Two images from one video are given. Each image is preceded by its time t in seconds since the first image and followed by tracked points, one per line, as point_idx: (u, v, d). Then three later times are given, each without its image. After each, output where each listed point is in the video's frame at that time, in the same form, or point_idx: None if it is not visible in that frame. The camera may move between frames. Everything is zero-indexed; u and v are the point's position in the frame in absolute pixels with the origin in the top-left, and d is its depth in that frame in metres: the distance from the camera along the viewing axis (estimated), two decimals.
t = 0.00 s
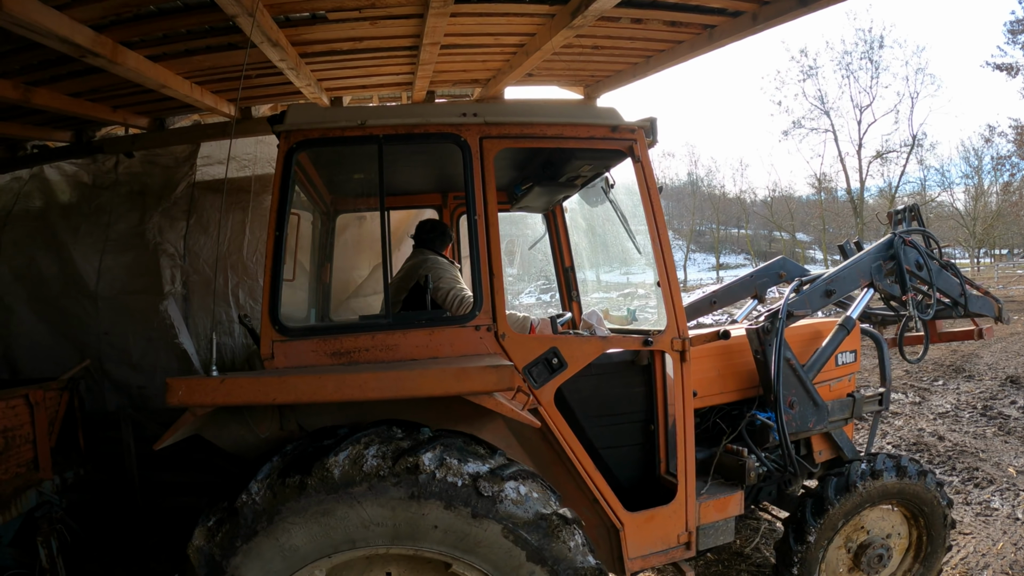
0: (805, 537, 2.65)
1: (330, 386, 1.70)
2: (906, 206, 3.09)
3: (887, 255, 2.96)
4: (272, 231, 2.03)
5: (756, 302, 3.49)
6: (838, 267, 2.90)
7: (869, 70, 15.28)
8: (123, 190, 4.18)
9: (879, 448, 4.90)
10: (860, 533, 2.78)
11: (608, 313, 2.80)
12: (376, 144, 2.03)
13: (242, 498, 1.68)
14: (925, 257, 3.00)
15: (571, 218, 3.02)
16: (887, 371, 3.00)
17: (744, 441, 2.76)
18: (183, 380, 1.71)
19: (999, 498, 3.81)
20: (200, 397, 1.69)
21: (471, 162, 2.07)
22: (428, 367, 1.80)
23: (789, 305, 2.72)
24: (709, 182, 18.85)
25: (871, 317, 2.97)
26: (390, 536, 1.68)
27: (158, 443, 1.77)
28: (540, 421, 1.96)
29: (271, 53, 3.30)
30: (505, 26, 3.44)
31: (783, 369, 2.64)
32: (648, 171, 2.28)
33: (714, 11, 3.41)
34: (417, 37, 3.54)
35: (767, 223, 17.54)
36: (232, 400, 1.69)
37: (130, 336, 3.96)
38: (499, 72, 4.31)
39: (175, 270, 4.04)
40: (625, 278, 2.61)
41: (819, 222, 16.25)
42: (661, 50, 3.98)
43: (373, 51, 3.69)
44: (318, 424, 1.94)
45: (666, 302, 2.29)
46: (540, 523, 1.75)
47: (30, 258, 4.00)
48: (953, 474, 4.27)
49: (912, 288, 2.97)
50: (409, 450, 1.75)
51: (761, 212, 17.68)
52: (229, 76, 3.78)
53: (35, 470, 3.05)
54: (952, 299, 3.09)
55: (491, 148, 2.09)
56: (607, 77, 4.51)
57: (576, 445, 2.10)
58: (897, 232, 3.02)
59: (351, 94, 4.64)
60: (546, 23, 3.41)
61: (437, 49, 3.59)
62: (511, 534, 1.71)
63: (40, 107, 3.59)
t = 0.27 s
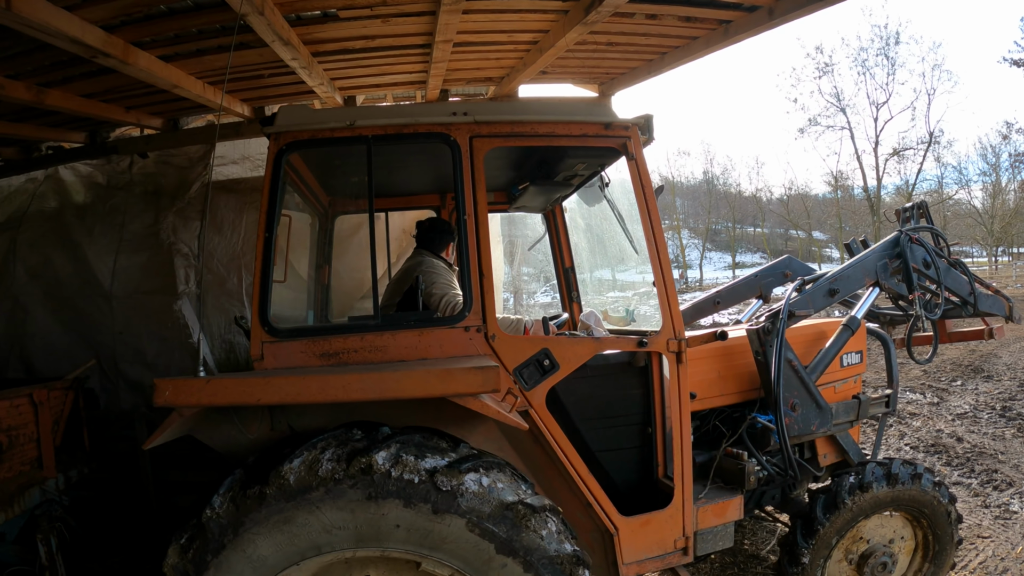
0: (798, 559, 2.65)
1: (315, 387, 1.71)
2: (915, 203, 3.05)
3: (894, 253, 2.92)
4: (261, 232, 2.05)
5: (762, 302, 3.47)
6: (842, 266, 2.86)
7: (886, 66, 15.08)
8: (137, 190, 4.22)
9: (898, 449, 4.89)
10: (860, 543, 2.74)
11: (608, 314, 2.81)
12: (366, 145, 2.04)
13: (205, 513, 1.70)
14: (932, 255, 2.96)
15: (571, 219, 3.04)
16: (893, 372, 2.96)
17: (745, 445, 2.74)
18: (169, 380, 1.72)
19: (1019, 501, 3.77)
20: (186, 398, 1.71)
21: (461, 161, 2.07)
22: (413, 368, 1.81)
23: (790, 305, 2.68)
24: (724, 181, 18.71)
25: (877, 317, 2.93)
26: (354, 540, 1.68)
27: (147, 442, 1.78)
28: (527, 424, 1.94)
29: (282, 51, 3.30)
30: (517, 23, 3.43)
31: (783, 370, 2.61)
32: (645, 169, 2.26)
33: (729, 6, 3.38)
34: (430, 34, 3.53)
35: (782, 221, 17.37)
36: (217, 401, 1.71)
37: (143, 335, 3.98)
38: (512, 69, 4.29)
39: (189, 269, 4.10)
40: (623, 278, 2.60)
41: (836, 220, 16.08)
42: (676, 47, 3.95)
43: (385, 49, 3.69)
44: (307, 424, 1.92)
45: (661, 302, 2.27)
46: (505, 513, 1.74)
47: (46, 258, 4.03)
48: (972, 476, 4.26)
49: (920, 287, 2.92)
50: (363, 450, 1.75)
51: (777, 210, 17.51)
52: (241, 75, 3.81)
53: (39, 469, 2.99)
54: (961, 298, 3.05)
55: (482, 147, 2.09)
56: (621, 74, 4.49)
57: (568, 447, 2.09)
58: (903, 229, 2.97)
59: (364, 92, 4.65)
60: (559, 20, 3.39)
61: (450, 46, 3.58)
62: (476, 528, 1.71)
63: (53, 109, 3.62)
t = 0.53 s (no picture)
0: None
1: (303, 387, 1.74)
2: (924, 201, 3.02)
3: (901, 251, 2.88)
4: (255, 235, 2.09)
5: (768, 302, 3.43)
6: (847, 265, 2.83)
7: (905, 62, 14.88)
8: (153, 190, 4.25)
9: (916, 450, 4.85)
10: (859, 555, 2.71)
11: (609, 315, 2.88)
12: (358, 147, 2.07)
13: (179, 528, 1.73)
14: (940, 254, 2.91)
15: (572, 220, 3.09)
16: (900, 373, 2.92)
17: (745, 448, 2.74)
18: (162, 381, 1.78)
19: None
20: (178, 398, 1.76)
21: (453, 162, 2.08)
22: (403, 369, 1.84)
23: (792, 306, 2.66)
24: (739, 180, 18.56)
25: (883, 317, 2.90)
26: (324, 542, 1.71)
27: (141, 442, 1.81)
28: (519, 425, 1.95)
29: (296, 51, 3.32)
30: (532, 20, 3.42)
31: (785, 371, 2.58)
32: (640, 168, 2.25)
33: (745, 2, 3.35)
34: (445, 33, 3.54)
35: (800, 220, 17.17)
36: (209, 401, 1.76)
37: (159, 334, 4.03)
38: (528, 68, 4.29)
39: (205, 269, 4.09)
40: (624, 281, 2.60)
41: (853, 219, 15.90)
42: (692, 44, 3.92)
43: (399, 48, 3.71)
44: (300, 424, 1.95)
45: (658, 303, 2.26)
46: (471, 503, 1.74)
47: (62, 258, 4.09)
48: (991, 479, 4.22)
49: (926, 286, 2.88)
50: (323, 451, 1.78)
51: (793, 209, 17.35)
52: (256, 76, 3.84)
53: (46, 467, 2.98)
54: (970, 297, 3.01)
55: (474, 148, 2.10)
56: (637, 73, 4.47)
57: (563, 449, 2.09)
58: (910, 228, 2.92)
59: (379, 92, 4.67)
60: (574, 17, 3.38)
61: (465, 45, 3.58)
62: (442, 520, 1.71)
63: (69, 110, 3.67)
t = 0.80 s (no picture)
0: None
1: (294, 390, 1.75)
2: (932, 200, 2.99)
3: (907, 250, 2.85)
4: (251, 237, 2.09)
5: (773, 302, 3.40)
6: (851, 265, 2.80)
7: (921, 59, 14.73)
8: (168, 190, 4.31)
9: (932, 452, 4.80)
10: (860, 564, 2.67)
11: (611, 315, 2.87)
12: (353, 148, 2.07)
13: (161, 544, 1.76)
14: (948, 253, 2.88)
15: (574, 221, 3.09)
16: (907, 375, 2.89)
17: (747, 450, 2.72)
18: (156, 382, 1.79)
19: None
20: (172, 400, 1.78)
21: (448, 162, 2.07)
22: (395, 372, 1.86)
23: (795, 306, 2.63)
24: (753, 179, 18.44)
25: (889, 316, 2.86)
26: (301, 546, 1.73)
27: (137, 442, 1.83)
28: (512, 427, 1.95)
29: (312, 50, 3.32)
30: (547, 19, 3.42)
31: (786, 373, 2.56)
32: (637, 166, 2.22)
33: None
34: (460, 32, 3.54)
35: (814, 220, 17.02)
36: (202, 403, 1.78)
37: (173, 333, 4.08)
38: (542, 66, 4.29)
39: (221, 269, 4.15)
40: (624, 282, 2.60)
41: (867, 218, 15.73)
42: (708, 42, 3.90)
43: (413, 47, 3.71)
44: (297, 425, 1.98)
45: (656, 304, 2.24)
46: (442, 498, 1.75)
47: (79, 257, 4.14)
48: (1008, 481, 4.17)
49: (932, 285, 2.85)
50: (290, 457, 1.79)
51: (808, 208, 17.17)
52: (271, 76, 3.86)
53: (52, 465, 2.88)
54: (979, 296, 2.96)
55: (470, 148, 2.10)
56: (652, 71, 4.45)
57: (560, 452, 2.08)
58: (917, 226, 2.89)
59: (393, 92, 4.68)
60: (588, 16, 3.37)
61: (479, 44, 3.58)
62: (414, 516, 1.73)
63: (84, 111, 3.70)
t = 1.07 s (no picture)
0: None
1: (288, 391, 1.79)
2: (941, 198, 2.95)
3: (916, 249, 2.80)
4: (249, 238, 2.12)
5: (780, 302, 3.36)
6: (857, 264, 2.77)
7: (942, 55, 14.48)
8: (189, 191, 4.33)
9: (953, 454, 4.74)
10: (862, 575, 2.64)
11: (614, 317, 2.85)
12: (350, 149, 2.09)
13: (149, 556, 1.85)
14: (958, 252, 2.83)
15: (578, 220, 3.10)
16: (917, 376, 2.85)
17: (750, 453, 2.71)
18: (155, 384, 1.86)
19: None
20: (170, 399, 1.84)
21: (444, 162, 2.08)
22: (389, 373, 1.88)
23: (800, 306, 2.61)
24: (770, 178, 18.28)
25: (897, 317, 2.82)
26: (279, 551, 1.80)
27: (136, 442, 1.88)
28: (506, 429, 1.95)
29: (329, 50, 3.33)
30: (565, 17, 3.40)
31: (789, 374, 2.54)
32: (636, 165, 2.20)
33: None
34: (477, 31, 3.54)
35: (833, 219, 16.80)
36: (198, 404, 1.83)
37: (194, 332, 4.13)
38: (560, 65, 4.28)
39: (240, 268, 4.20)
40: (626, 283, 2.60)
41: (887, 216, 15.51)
42: (727, 39, 3.87)
43: (431, 46, 3.72)
44: (296, 426, 2.02)
45: (656, 305, 2.22)
46: (411, 492, 1.79)
47: (98, 257, 4.19)
48: None
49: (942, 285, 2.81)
50: (260, 463, 1.85)
51: (827, 206, 16.96)
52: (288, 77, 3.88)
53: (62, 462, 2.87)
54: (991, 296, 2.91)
55: (467, 148, 2.10)
56: (672, 69, 4.42)
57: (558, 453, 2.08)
58: (926, 225, 2.85)
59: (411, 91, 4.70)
60: (606, 14, 3.35)
61: (496, 43, 3.57)
62: (384, 513, 1.78)
63: (104, 112, 3.74)
